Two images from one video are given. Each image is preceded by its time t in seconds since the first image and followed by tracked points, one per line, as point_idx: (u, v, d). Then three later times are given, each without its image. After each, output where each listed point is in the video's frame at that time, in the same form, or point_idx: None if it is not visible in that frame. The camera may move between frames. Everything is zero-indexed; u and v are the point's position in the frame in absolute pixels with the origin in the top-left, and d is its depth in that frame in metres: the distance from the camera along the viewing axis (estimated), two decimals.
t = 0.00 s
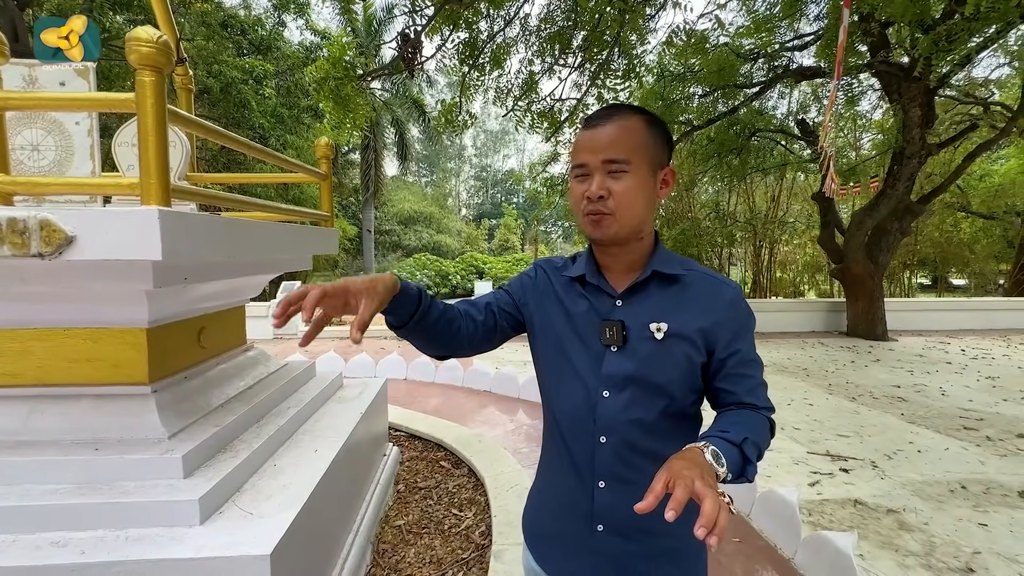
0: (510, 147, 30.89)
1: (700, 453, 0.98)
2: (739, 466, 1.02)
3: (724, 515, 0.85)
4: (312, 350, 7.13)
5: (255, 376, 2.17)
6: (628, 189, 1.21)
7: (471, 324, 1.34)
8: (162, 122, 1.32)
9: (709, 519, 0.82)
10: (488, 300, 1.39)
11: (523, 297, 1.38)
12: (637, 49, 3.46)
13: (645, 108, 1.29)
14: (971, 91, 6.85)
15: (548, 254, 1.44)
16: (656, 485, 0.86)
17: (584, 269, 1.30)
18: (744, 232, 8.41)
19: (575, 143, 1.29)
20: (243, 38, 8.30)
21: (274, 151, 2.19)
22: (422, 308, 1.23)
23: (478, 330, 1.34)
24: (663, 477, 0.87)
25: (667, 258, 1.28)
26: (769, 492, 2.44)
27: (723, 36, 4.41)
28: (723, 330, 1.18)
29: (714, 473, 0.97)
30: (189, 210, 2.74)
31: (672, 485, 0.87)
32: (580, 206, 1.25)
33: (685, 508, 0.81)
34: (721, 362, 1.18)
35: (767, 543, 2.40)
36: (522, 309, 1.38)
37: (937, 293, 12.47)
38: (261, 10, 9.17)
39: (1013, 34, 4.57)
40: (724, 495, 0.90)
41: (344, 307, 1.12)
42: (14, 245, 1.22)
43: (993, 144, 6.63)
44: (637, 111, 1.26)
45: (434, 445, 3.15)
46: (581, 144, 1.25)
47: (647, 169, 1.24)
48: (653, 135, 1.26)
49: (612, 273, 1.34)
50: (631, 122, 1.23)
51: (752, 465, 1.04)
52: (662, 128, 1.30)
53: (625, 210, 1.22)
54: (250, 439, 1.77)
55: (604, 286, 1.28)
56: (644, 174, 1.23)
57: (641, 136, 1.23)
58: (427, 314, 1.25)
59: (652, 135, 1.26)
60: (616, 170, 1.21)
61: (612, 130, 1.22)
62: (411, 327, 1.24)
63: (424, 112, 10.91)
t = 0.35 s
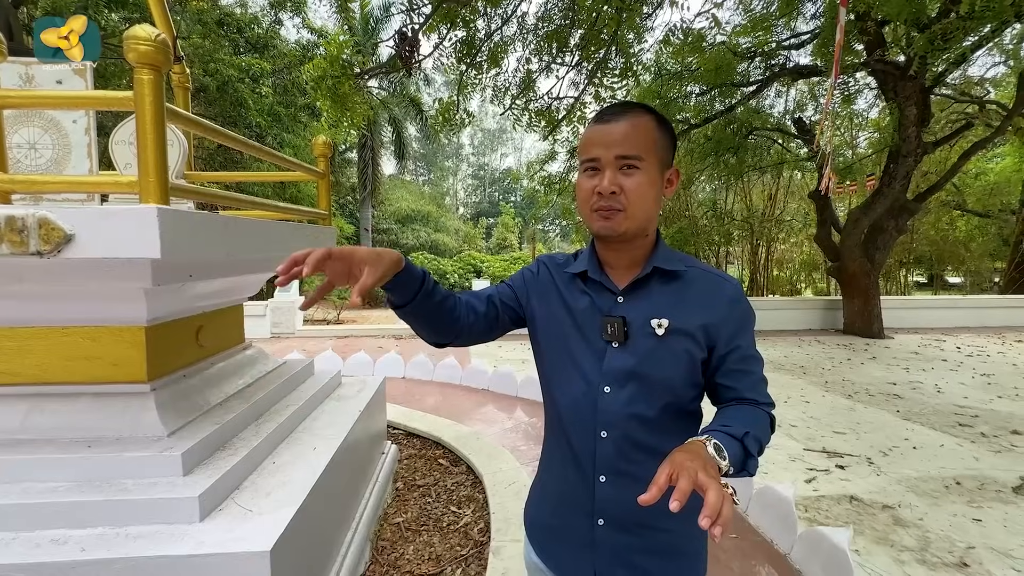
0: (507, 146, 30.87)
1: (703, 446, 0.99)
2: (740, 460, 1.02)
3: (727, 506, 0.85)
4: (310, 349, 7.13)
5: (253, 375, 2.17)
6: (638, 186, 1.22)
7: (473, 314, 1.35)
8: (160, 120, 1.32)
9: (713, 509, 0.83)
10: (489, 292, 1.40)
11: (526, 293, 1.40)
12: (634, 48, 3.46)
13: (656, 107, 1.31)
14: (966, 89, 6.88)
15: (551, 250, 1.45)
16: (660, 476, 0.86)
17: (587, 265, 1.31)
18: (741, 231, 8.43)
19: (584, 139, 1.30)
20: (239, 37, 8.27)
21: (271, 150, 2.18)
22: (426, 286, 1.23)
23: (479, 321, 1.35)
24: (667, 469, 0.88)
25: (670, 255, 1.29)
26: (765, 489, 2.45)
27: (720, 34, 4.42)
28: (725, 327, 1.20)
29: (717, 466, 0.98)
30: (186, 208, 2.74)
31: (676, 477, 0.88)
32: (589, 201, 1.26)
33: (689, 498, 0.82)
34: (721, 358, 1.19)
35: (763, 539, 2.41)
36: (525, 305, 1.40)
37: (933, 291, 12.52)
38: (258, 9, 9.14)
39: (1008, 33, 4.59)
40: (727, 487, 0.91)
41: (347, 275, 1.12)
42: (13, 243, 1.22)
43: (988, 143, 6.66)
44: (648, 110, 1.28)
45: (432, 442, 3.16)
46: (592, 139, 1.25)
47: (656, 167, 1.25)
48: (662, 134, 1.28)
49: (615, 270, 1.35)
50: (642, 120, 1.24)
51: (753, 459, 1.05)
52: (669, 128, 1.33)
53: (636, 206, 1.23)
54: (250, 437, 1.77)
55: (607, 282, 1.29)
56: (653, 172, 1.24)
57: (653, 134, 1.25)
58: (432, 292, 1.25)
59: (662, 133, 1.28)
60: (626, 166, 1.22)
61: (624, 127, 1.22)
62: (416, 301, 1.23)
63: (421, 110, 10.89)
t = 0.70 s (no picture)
0: (505, 144, 30.86)
1: (700, 442, 0.99)
2: (736, 458, 1.03)
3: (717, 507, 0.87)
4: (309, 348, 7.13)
5: (252, 373, 2.18)
6: (633, 187, 1.23)
7: (473, 320, 1.36)
8: (159, 120, 1.33)
9: (705, 506, 0.84)
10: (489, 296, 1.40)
11: (527, 292, 1.41)
12: (631, 47, 3.46)
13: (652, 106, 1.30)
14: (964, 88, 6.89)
15: (552, 248, 1.46)
16: (657, 471, 0.87)
17: (589, 264, 1.32)
18: (739, 230, 8.45)
19: (583, 141, 1.31)
20: (237, 36, 8.27)
21: (270, 149, 2.19)
22: (416, 316, 1.25)
23: (479, 326, 1.36)
24: (663, 465, 0.89)
25: (671, 255, 1.30)
26: (762, 486, 2.47)
27: (719, 33, 4.42)
28: (725, 326, 1.21)
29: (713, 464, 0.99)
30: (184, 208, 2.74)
31: (672, 472, 0.89)
32: (586, 204, 1.28)
33: (683, 494, 0.82)
34: (721, 357, 1.20)
35: (760, 535, 2.43)
36: (526, 303, 1.41)
37: (931, 289, 12.54)
38: (255, 7, 9.13)
39: (1005, 31, 4.60)
40: (722, 486, 0.91)
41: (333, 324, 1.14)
42: (12, 242, 1.22)
43: (985, 141, 6.68)
44: (644, 109, 1.28)
45: (431, 441, 3.17)
46: (588, 142, 1.27)
47: (653, 167, 1.26)
48: (659, 134, 1.27)
49: (616, 269, 1.36)
50: (638, 121, 1.25)
51: (749, 457, 1.05)
52: (668, 125, 1.32)
53: (632, 207, 1.24)
54: (248, 435, 1.78)
55: (608, 281, 1.30)
56: (649, 173, 1.25)
57: (647, 135, 1.25)
58: (422, 321, 1.26)
59: (658, 133, 1.28)
60: (620, 168, 1.24)
61: (618, 130, 1.23)
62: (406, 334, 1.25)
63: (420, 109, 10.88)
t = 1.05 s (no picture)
0: (506, 144, 30.85)
1: (697, 447, 1.00)
2: (734, 461, 1.04)
3: (710, 512, 0.88)
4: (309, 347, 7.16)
5: (252, 371, 2.18)
6: (646, 180, 1.24)
7: (471, 326, 1.35)
8: (159, 119, 1.34)
9: (696, 515, 0.85)
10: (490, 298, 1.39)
11: (527, 291, 1.41)
12: (631, 46, 3.47)
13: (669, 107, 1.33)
14: (965, 87, 6.88)
15: (553, 246, 1.46)
16: (653, 476, 0.88)
17: (591, 263, 1.32)
18: (739, 229, 8.46)
19: (595, 132, 1.31)
20: (237, 35, 8.28)
21: (270, 149, 2.19)
22: (413, 329, 1.23)
23: (479, 333, 1.36)
24: (659, 470, 0.90)
25: (673, 254, 1.30)
26: (761, 484, 2.47)
27: (718, 32, 4.42)
28: (725, 327, 1.21)
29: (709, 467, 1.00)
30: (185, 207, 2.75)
31: (667, 477, 0.89)
32: (596, 194, 1.28)
33: (677, 501, 0.83)
34: (721, 358, 1.20)
35: (760, 533, 2.43)
36: (527, 303, 1.41)
37: (931, 288, 12.54)
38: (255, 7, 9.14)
39: (1006, 30, 4.60)
40: (718, 493, 0.92)
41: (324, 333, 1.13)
42: (13, 241, 1.23)
43: (986, 140, 6.68)
44: (660, 106, 1.29)
45: (431, 439, 3.17)
46: (603, 131, 1.28)
47: (664, 163, 1.27)
48: (673, 133, 1.29)
49: (618, 267, 1.36)
50: (654, 116, 1.26)
51: (747, 459, 1.05)
52: (680, 127, 1.34)
53: (641, 199, 1.24)
54: (248, 434, 1.78)
55: (609, 281, 1.30)
56: (660, 168, 1.26)
57: (662, 131, 1.26)
58: (421, 333, 1.25)
59: (672, 132, 1.29)
60: (635, 160, 1.24)
61: (636, 121, 1.24)
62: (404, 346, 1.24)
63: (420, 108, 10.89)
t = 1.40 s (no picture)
0: (508, 143, 30.86)
1: (707, 460, 1.00)
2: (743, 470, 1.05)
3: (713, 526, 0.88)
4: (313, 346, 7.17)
5: (256, 370, 2.20)
6: (634, 189, 1.23)
7: (487, 317, 1.43)
8: (165, 120, 1.35)
9: (701, 528, 0.86)
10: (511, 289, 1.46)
11: (542, 287, 1.44)
12: (634, 46, 3.47)
13: (657, 103, 1.30)
14: (970, 86, 6.84)
15: (568, 244, 1.49)
16: (661, 485, 0.89)
17: (605, 264, 1.33)
18: (743, 228, 8.44)
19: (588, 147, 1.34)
20: (241, 35, 8.31)
21: (274, 149, 2.20)
22: (430, 309, 1.34)
23: (494, 324, 1.43)
24: (668, 479, 0.90)
25: (685, 257, 1.29)
26: (764, 484, 2.47)
27: (721, 31, 4.41)
28: (740, 333, 1.20)
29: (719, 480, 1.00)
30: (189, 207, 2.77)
31: (674, 488, 0.90)
32: (593, 209, 1.31)
33: (683, 514, 0.84)
34: (735, 364, 1.20)
35: (762, 533, 2.43)
36: (541, 301, 1.45)
37: (936, 288, 12.49)
38: (259, 7, 9.17)
39: (1012, 28, 4.57)
40: (723, 506, 0.93)
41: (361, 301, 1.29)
42: (21, 241, 1.25)
43: (991, 139, 6.64)
44: (646, 107, 1.27)
45: (434, 438, 3.18)
46: (589, 148, 1.30)
47: (654, 165, 1.25)
48: (663, 131, 1.26)
49: (633, 270, 1.36)
50: (638, 120, 1.24)
51: (759, 468, 1.07)
52: (676, 120, 1.30)
53: (633, 209, 1.24)
54: (253, 431, 1.80)
55: (622, 282, 1.31)
56: (650, 172, 1.25)
57: (647, 132, 1.24)
58: (437, 314, 1.36)
59: (660, 129, 1.26)
60: (620, 171, 1.25)
61: (616, 132, 1.25)
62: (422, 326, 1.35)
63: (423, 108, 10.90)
